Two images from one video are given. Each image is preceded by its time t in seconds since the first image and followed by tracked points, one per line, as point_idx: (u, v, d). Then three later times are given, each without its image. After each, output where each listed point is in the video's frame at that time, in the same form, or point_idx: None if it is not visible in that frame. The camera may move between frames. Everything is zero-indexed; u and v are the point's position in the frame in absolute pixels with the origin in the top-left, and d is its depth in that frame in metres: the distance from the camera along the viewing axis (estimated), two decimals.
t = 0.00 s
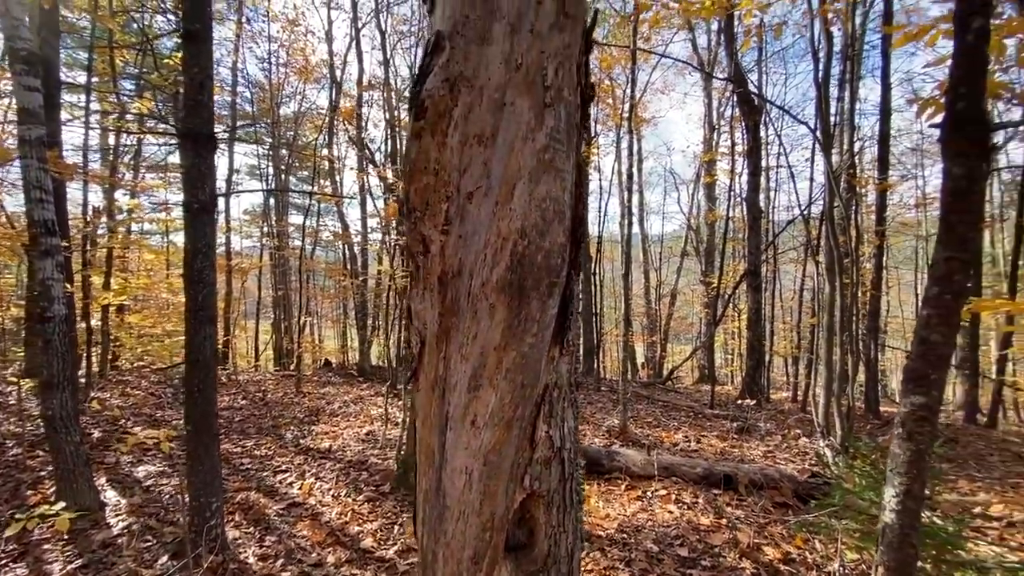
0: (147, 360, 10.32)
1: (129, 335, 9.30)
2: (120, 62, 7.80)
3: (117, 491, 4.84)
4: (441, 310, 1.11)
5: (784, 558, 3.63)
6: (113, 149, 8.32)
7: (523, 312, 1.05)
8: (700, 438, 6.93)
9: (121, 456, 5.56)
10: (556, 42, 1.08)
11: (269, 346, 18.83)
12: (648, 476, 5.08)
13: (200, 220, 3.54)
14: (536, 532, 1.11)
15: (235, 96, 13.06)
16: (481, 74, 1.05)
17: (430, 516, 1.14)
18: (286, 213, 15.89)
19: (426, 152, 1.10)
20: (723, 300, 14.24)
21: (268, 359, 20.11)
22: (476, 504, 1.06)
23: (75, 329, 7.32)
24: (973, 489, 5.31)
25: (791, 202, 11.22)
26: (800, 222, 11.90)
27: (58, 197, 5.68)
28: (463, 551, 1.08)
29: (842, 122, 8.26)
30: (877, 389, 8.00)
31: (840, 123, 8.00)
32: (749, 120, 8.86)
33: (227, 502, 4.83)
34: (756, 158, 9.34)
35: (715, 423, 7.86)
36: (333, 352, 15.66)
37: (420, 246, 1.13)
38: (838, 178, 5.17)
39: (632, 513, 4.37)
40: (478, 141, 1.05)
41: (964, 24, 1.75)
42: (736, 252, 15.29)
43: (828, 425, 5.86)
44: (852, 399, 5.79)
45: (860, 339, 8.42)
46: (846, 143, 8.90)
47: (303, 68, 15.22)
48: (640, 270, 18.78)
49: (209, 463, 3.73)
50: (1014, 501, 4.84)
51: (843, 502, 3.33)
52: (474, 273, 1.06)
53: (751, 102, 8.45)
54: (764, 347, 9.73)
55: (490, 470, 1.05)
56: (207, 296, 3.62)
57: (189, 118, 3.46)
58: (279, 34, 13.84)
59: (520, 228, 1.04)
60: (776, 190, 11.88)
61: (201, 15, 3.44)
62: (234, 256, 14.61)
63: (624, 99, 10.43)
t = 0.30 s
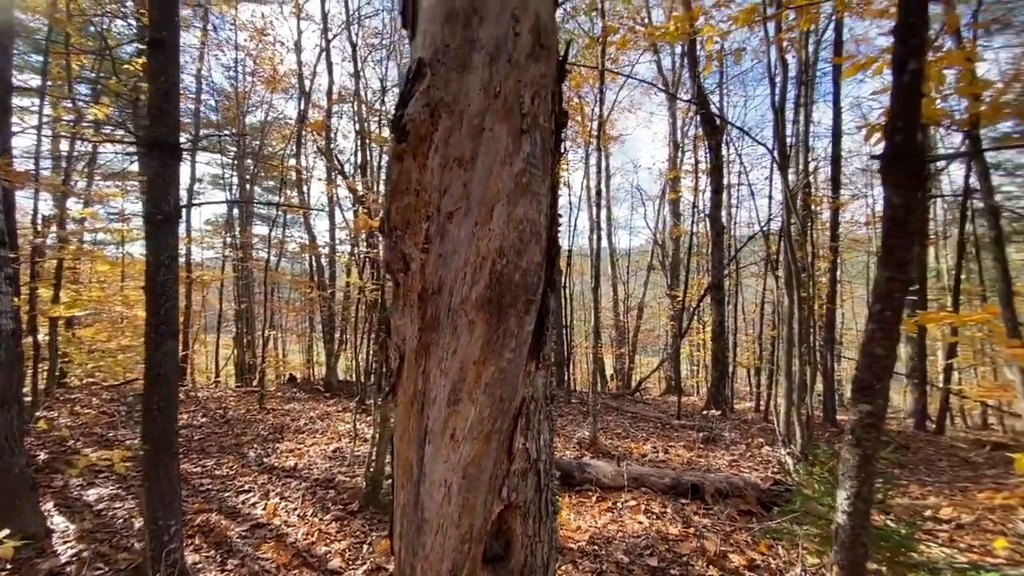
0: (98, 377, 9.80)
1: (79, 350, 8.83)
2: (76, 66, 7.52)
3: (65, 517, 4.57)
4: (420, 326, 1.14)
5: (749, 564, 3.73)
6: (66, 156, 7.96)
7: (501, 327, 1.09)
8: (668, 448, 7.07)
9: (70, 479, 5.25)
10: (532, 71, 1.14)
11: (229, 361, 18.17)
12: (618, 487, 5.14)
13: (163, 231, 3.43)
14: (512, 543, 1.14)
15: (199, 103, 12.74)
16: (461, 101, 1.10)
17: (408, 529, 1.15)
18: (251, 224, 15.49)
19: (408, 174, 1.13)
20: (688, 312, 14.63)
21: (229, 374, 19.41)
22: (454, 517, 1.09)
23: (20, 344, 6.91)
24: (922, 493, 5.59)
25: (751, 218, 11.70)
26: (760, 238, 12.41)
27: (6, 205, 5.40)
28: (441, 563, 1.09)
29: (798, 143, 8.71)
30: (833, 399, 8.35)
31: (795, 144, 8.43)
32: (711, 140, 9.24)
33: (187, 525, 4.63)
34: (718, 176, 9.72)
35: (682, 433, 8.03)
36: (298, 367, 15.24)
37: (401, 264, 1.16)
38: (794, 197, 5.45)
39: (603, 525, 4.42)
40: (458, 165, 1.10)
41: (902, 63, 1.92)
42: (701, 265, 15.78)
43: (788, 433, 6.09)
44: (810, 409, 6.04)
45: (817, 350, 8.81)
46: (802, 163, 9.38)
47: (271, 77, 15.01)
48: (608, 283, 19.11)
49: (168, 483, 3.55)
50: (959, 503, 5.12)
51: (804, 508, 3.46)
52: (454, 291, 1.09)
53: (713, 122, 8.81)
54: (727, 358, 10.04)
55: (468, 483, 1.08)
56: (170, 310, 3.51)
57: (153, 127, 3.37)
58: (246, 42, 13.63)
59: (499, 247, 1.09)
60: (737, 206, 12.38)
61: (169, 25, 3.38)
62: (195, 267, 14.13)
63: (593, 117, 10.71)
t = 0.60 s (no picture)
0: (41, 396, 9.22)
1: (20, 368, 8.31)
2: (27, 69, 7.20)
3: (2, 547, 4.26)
4: (388, 346, 1.15)
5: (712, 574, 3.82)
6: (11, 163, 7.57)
7: (467, 347, 1.11)
8: (635, 461, 7.17)
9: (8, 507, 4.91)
10: (498, 101, 1.19)
11: (185, 378, 17.41)
12: (585, 501, 5.18)
13: (119, 247, 3.28)
14: (478, 562, 1.14)
15: (158, 111, 12.37)
16: (429, 127, 1.14)
17: (373, 550, 1.15)
18: (211, 235, 15.03)
19: (376, 198, 1.16)
20: (653, 326, 14.96)
21: (185, 392, 18.57)
22: (420, 536, 1.09)
23: None
24: (873, 499, 5.84)
25: (712, 235, 12.14)
26: (720, 254, 12.87)
27: None
28: None
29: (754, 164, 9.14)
30: (790, 409, 8.67)
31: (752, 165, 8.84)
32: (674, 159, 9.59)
33: (137, 553, 4.39)
34: (680, 194, 10.08)
35: (649, 445, 8.17)
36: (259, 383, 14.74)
37: (368, 284, 1.18)
38: (751, 215, 5.72)
39: (571, 539, 4.43)
40: (426, 189, 1.13)
41: (834, 104, 2.09)
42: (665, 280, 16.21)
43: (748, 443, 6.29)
44: (768, 419, 6.26)
45: (774, 362, 9.16)
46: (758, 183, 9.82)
47: (235, 86, 14.73)
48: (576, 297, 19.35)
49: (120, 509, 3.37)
50: (906, 508, 5.38)
51: (763, 517, 3.58)
52: (421, 311, 1.12)
53: (675, 143, 9.15)
54: (691, 371, 10.30)
55: (434, 501, 1.10)
56: (125, 326, 3.37)
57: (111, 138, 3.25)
58: (210, 50, 13.36)
59: (465, 269, 1.12)
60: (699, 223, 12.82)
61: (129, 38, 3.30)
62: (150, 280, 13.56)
63: (561, 134, 10.95)
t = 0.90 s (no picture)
0: None
1: None
2: None
3: None
4: (361, 370, 1.18)
5: None
6: None
7: (441, 371, 1.15)
8: (599, 476, 7.24)
9: None
10: (470, 136, 1.25)
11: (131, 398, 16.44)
12: (551, 518, 5.21)
13: (68, 261, 2.71)
14: None
15: (110, 119, 11.89)
16: (404, 159, 1.19)
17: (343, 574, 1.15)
18: (164, 248, 14.43)
19: (351, 227, 1.19)
20: (617, 341, 15.25)
21: (131, 413, 17.54)
22: (392, 558, 1.11)
23: None
24: (824, 508, 6.11)
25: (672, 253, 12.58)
26: (680, 271, 13.33)
27: None
28: None
29: (711, 186, 9.59)
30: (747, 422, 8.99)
31: (708, 187, 9.27)
32: (635, 180, 9.95)
33: None
34: (641, 213, 10.43)
35: (613, 460, 8.29)
36: (212, 403, 14.09)
37: (342, 309, 1.20)
38: (707, 236, 5.99)
39: (537, 557, 4.44)
40: (401, 218, 1.17)
41: (777, 143, 2.29)
42: (628, 296, 16.60)
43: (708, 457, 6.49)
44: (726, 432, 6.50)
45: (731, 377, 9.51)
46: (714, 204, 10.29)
47: (193, 95, 14.34)
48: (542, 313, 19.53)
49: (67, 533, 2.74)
50: (854, 516, 5.66)
51: (722, 528, 3.71)
52: (395, 335, 1.15)
53: (636, 165, 9.50)
54: (653, 386, 10.54)
55: (407, 522, 1.12)
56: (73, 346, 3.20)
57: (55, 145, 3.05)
58: (167, 59, 13.00)
59: (439, 295, 1.16)
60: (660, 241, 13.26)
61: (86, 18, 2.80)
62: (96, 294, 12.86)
63: (527, 154, 11.19)
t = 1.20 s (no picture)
0: None
1: None
2: None
3: None
4: (338, 396, 1.19)
5: None
6: None
7: (419, 397, 1.18)
8: (565, 498, 7.25)
9: None
10: (449, 168, 1.30)
11: (66, 425, 15.31)
12: (517, 541, 5.17)
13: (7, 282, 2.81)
14: None
15: (54, 128, 11.33)
16: (384, 190, 1.23)
17: None
18: (110, 264, 13.72)
19: (331, 255, 1.21)
20: (581, 361, 15.41)
21: (65, 441, 16.29)
22: None
23: None
24: (779, 522, 6.32)
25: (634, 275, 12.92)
26: (641, 292, 13.68)
27: None
28: None
29: (670, 211, 9.99)
30: (707, 440, 9.22)
31: (668, 212, 9.65)
32: (597, 204, 10.24)
33: None
34: (604, 236, 10.72)
35: (578, 481, 8.31)
36: (159, 428, 13.31)
37: (319, 335, 1.21)
38: (667, 258, 6.23)
39: None
40: (380, 246, 1.21)
41: (731, 177, 2.46)
42: (591, 316, 16.87)
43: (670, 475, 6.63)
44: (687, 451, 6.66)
45: (691, 396, 9.76)
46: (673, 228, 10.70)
47: (147, 107, 13.87)
48: (507, 333, 19.55)
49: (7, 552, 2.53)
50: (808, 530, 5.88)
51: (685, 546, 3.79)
52: (373, 362, 1.17)
53: (599, 190, 9.80)
54: (616, 406, 10.69)
55: (383, 549, 1.12)
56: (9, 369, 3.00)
57: None
58: (120, 69, 12.57)
59: (417, 322, 1.19)
60: (622, 264, 13.61)
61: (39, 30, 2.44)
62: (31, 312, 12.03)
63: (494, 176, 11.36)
